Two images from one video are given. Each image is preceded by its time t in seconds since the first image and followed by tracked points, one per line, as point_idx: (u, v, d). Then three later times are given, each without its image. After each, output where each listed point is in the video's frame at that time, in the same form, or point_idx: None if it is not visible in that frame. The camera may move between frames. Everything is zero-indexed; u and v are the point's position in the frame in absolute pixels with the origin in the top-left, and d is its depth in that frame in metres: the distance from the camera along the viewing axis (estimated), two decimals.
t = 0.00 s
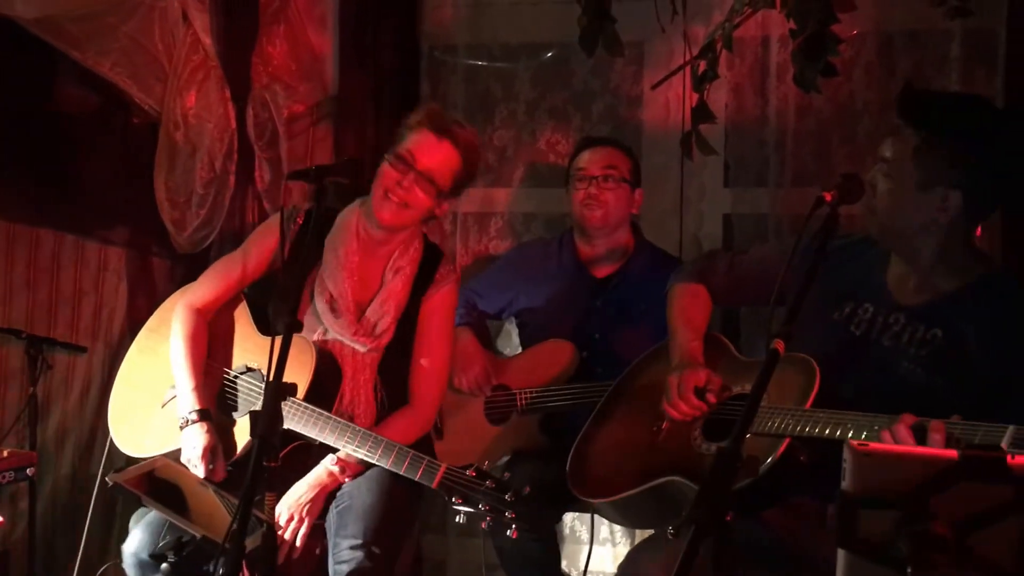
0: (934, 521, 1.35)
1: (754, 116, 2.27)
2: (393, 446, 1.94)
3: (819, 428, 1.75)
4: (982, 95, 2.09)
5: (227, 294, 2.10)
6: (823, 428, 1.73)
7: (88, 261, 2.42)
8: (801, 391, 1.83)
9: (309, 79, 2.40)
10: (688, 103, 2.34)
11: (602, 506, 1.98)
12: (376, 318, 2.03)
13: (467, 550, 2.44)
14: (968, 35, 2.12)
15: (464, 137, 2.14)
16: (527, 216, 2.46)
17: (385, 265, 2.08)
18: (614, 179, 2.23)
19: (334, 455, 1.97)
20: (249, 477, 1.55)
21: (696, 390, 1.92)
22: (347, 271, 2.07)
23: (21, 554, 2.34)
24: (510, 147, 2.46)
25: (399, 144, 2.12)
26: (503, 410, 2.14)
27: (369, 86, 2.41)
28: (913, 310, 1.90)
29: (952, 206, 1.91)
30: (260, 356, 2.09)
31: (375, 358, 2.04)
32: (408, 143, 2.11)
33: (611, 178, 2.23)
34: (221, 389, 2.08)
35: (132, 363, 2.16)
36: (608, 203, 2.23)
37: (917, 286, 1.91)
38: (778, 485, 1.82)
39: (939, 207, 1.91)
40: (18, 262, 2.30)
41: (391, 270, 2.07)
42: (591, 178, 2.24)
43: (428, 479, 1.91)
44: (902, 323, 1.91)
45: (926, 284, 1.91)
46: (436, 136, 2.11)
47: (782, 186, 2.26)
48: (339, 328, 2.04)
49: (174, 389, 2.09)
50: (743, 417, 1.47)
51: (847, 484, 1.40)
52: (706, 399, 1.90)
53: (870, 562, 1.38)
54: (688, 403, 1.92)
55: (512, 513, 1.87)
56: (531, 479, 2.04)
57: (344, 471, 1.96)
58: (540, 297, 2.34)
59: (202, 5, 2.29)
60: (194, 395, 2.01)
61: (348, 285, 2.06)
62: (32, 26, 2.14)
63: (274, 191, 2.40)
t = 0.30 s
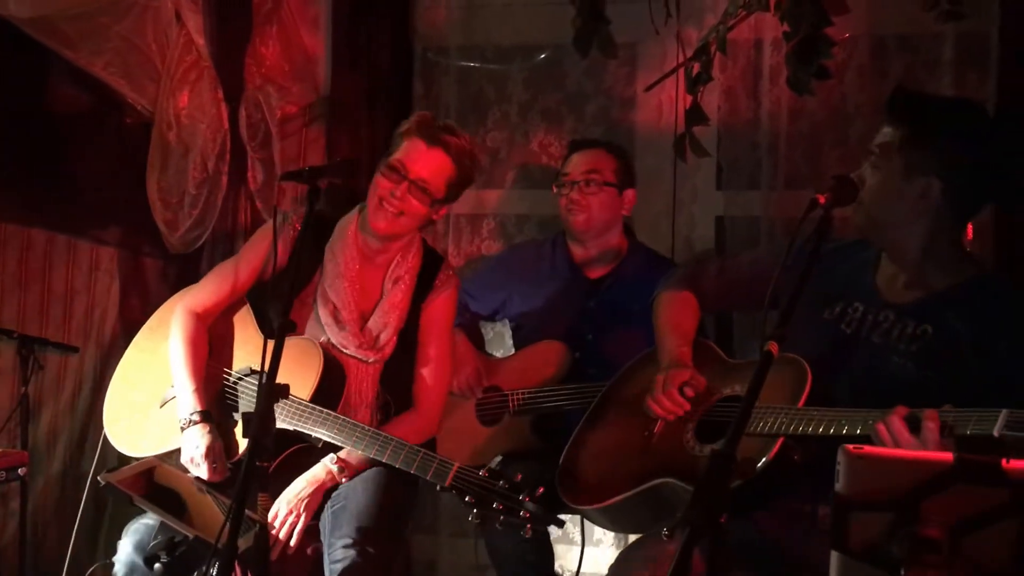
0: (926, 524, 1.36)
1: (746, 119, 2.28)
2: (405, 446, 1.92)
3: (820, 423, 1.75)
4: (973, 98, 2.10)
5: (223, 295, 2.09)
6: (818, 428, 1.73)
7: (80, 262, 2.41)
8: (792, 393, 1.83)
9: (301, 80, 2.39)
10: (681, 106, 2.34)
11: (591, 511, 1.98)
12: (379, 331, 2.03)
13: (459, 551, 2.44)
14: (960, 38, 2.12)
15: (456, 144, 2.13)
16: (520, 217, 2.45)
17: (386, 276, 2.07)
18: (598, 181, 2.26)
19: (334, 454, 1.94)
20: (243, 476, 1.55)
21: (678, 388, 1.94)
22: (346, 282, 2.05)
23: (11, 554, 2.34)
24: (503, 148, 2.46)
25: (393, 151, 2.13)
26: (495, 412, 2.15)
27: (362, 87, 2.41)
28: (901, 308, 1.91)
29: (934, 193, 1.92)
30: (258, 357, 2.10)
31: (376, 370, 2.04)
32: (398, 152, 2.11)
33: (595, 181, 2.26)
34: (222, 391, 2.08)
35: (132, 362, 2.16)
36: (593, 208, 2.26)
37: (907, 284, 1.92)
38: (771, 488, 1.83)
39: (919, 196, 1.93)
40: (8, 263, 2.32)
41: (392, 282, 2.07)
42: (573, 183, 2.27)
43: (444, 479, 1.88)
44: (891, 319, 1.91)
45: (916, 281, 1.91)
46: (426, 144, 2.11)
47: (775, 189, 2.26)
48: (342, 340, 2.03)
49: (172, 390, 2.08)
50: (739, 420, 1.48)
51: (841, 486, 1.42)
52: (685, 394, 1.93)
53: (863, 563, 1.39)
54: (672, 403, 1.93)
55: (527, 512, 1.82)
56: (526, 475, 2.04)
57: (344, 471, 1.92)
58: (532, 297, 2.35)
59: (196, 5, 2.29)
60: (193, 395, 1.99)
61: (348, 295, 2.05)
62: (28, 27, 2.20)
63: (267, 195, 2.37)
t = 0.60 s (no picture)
0: (922, 525, 1.36)
1: (741, 120, 2.28)
2: (382, 463, 1.91)
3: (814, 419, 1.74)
4: (965, 102, 2.10)
5: (217, 296, 2.10)
6: (816, 420, 1.74)
7: (74, 262, 2.41)
8: (781, 394, 1.82)
9: (295, 80, 2.39)
10: (676, 108, 2.35)
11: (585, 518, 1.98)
12: (383, 301, 2.04)
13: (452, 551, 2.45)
14: (954, 42, 2.13)
15: (387, 86, 2.14)
16: (515, 218, 2.46)
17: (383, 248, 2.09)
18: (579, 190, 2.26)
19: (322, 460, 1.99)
20: (239, 476, 1.55)
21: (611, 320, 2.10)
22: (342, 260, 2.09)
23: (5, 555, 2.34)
24: (498, 150, 2.47)
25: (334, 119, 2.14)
26: (489, 413, 2.15)
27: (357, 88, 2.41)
28: (892, 304, 1.93)
29: (930, 187, 1.92)
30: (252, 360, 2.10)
31: (380, 349, 2.05)
32: (340, 117, 2.12)
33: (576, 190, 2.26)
34: (218, 394, 2.07)
35: (129, 366, 2.16)
36: (579, 213, 2.26)
37: (896, 279, 1.95)
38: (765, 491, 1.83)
39: (916, 192, 1.92)
40: None
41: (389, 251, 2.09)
42: (557, 191, 2.28)
43: (417, 497, 1.87)
44: (882, 314, 1.94)
45: (908, 278, 1.94)
46: (356, 98, 2.12)
47: (769, 191, 2.26)
48: (346, 315, 2.04)
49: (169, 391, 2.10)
50: (735, 424, 1.48)
51: (837, 488, 1.41)
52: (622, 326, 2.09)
53: (858, 564, 1.40)
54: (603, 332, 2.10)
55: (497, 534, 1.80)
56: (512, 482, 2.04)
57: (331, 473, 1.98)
58: (526, 298, 2.35)
59: (190, 5, 2.29)
60: (193, 401, 2.00)
61: (345, 276, 2.07)
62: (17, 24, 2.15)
63: (261, 191, 2.39)
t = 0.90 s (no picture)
0: (919, 527, 1.36)
1: (736, 122, 2.28)
2: (371, 459, 1.93)
3: (811, 429, 1.77)
4: (960, 105, 2.10)
5: (213, 299, 2.11)
6: (811, 427, 1.77)
7: (69, 262, 2.43)
8: (785, 403, 1.84)
9: (293, 81, 2.40)
10: (672, 110, 2.35)
11: (583, 518, 1.99)
12: (376, 297, 2.06)
13: (447, 552, 2.45)
14: (948, 45, 2.13)
15: (369, 79, 2.14)
16: (510, 219, 2.45)
17: (376, 243, 2.10)
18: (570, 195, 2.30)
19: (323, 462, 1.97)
20: (237, 476, 1.55)
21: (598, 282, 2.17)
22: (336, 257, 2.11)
23: None
24: (493, 151, 2.47)
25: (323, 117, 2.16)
26: (485, 416, 2.16)
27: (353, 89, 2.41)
28: (882, 302, 1.96)
29: (912, 181, 1.99)
30: (247, 364, 2.11)
31: (374, 345, 2.07)
32: (329, 115, 2.14)
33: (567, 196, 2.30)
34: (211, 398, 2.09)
35: (130, 373, 2.16)
36: (571, 216, 2.30)
37: (885, 277, 1.98)
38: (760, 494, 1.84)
39: (899, 188, 1.98)
40: None
41: (381, 246, 2.10)
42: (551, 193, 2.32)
43: (405, 492, 1.89)
44: (873, 311, 1.96)
45: (892, 276, 1.98)
46: (344, 96, 2.14)
47: (764, 194, 2.27)
48: (339, 314, 2.07)
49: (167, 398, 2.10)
50: (731, 425, 1.48)
51: (834, 489, 1.41)
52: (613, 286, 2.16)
53: (856, 566, 1.40)
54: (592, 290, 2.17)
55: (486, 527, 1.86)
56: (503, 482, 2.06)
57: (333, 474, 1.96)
58: (521, 300, 2.36)
59: (186, 5, 2.29)
60: (190, 408, 2.02)
61: (339, 273, 2.09)
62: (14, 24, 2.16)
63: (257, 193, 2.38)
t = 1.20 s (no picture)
0: (917, 529, 1.37)
1: (733, 124, 2.29)
2: (370, 459, 1.93)
3: (812, 428, 1.76)
4: (957, 109, 2.11)
5: (212, 300, 2.11)
6: (813, 425, 1.76)
7: (65, 261, 2.42)
8: (785, 399, 1.82)
9: (290, 81, 2.38)
10: (669, 112, 2.35)
11: (581, 515, 2.00)
12: (373, 297, 2.07)
13: (443, 553, 2.44)
14: (945, 48, 2.14)
15: (368, 78, 2.14)
16: (507, 220, 2.46)
17: (373, 243, 2.11)
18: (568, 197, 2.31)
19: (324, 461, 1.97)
20: (235, 478, 1.55)
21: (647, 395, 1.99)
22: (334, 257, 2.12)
23: None
24: (491, 152, 2.47)
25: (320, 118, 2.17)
26: (481, 416, 2.15)
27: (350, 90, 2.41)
28: (875, 300, 1.98)
29: (904, 180, 2.00)
30: (245, 365, 2.10)
31: (372, 345, 2.07)
32: (326, 117, 2.15)
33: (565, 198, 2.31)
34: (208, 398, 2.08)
35: (129, 374, 2.16)
36: (569, 219, 2.30)
37: (879, 278, 1.99)
38: (757, 496, 1.84)
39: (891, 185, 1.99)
40: None
41: (378, 246, 2.10)
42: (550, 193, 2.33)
43: (405, 493, 1.90)
44: (865, 312, 1.98)
45: (886, 279, 1.99)
46: (341, 97, 2.14)
47: (761, 196, 2.27)
48: (337, 313, 2.08)
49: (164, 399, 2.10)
50: (731, 423, 1.47)
51: (832, 491, 1.41)
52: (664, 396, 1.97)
53: (854, 569, 1.40)
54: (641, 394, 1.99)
55: (485, 528, 1.85)
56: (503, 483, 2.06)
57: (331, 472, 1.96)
58: (519, 299, 2.37)
59: (184, 5, 2.30)
60: (186, 410, 2.04)
61: (337, 273, 2.10)
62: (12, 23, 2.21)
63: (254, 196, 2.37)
